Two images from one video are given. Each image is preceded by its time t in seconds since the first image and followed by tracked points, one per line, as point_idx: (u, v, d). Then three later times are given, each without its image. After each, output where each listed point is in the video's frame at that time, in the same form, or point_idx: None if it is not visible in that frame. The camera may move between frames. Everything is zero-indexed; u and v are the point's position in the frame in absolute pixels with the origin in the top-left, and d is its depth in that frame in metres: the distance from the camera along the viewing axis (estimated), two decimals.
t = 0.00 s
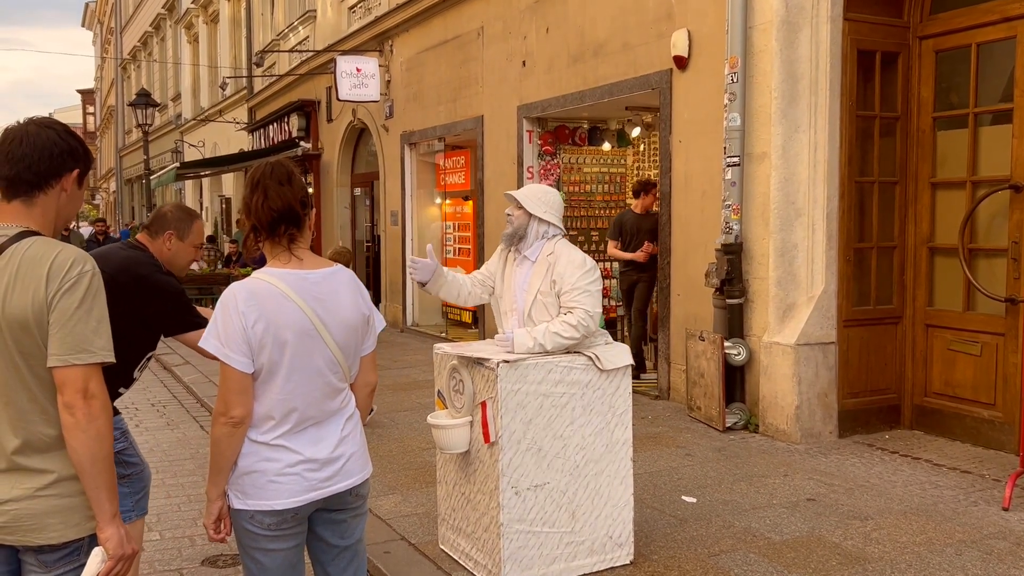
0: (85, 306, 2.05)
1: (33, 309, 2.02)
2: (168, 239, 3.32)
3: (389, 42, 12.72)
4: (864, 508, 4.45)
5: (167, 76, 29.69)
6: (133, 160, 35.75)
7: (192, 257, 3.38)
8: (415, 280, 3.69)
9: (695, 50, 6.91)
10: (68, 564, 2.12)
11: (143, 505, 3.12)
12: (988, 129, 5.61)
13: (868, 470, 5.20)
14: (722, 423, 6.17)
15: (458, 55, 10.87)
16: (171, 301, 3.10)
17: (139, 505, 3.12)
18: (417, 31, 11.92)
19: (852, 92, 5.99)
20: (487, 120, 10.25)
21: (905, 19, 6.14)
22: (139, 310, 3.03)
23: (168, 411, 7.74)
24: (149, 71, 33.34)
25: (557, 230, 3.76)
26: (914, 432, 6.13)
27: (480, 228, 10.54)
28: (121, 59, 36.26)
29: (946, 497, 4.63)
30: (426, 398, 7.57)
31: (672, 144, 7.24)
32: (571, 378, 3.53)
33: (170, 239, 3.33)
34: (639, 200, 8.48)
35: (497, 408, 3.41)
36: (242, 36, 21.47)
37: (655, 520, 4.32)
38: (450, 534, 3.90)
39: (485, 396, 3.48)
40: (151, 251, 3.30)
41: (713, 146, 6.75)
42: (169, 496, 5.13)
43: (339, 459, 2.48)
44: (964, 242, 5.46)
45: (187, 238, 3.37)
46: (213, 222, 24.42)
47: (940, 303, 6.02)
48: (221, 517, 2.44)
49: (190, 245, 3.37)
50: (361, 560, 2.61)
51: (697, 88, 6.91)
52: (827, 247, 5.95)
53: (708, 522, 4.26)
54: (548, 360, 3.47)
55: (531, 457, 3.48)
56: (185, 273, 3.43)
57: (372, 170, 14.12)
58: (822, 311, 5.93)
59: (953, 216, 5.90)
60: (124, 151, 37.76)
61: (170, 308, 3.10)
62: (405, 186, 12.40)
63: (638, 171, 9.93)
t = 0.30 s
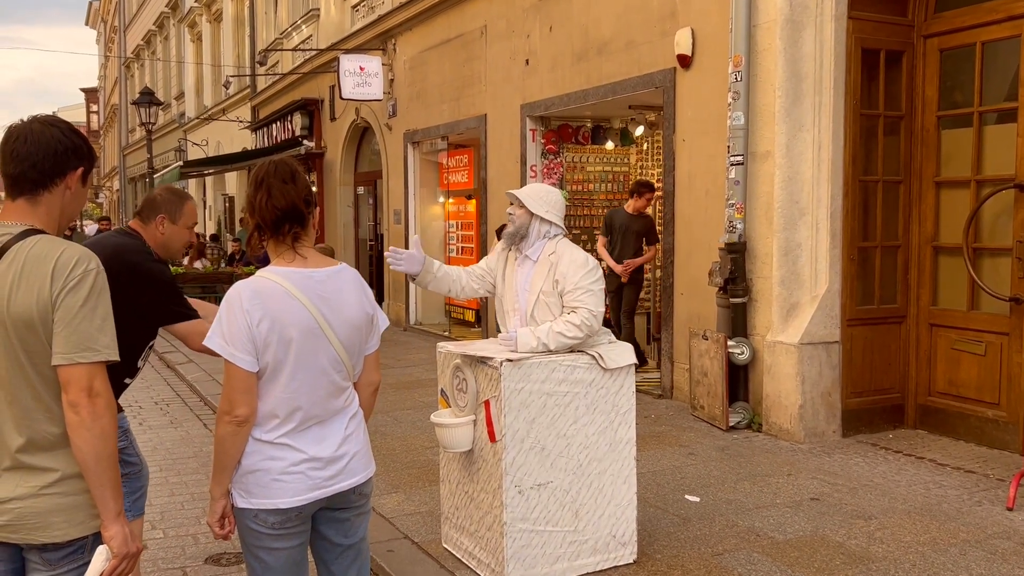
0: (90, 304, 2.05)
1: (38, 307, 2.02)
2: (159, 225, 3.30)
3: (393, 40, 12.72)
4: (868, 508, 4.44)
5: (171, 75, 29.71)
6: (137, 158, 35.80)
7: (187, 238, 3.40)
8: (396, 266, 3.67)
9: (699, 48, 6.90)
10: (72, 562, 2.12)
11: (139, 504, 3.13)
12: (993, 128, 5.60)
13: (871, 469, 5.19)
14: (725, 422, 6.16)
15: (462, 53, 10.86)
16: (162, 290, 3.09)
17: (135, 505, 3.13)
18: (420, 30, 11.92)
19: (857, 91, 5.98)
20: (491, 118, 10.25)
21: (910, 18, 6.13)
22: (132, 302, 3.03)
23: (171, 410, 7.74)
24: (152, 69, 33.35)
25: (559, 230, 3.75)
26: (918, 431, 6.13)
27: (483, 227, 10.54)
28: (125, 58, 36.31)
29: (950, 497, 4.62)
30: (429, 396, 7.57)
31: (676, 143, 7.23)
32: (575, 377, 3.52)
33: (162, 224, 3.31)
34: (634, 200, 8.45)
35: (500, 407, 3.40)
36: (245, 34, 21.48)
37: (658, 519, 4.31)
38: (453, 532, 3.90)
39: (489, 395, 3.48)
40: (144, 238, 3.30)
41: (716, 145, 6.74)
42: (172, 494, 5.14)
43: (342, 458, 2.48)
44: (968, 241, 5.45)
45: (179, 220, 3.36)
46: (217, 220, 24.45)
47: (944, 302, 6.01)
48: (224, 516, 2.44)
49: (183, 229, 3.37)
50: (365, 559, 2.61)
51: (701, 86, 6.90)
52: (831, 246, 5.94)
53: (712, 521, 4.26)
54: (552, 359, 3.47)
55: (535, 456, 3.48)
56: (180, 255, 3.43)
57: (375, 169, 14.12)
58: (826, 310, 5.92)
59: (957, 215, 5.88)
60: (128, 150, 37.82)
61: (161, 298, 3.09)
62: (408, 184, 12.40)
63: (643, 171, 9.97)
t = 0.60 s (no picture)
0: (95, 303, 2.06)
1: (43, 307, 2.02)
2: (167, 199, 3.31)
3: (396, 39, 12.71)
4: (872, 507, 4.43)
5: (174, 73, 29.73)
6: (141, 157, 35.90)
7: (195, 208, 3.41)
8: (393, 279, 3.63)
9: (703, 47, 6.89)
10: (76, 561, 2.12)
11: (156, 508, 3.07)
12: (998, 126, 5.59)
13: (875, 469, 5.18)
14: (729, 421, 6.16)
15: (465, 52, 10.85)
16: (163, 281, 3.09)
17: (152, 509, 3.08)
18: (423, 28, 11.92)
19: (861, 89, 5.96)
20: (494, 117, 10.24)
21: (914, 16, 6.11)
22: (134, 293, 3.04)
23: (175, 408, 7.75)
24: (156, 67, 33.40)
25: (560, 230, 3.75)
26: (922, 430, 6.12)
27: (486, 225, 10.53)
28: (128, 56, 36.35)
29: (954, 496, 4.61)
30: (433, 395, 7.57)
31: (680, 141, 7.22)
32: (579, 376, 3.52)
33: (169, 197, 3.32)
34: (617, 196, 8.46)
35: (505, 406, 3.40)
36: (249, 32, 21.49)
37: (662, 518, 4.31)
38: (457, 531, 3.90)
39: (493, 393, 3.48)
40: (159, 221, 3.32)
41: (721, 144, 6.72)
42: (176, 492, 5.15)
43: (347, 458, 2.48)
44: (973, 240, 5.44)
45: (185, 192, 3.37)
46: (221, 218, 24.49)
47: (948, 301, 6.00)
48: (229, 515, 2.44)
49: (191, 199, 3.39)
50: (369, 557, 2.61)
51: (705, 84, 6.89)
52: (835, 244, 5.93)
53: (716, 520, 4.25)
54: (557, 358, 3.47)
55: (539, 455, 3.48)
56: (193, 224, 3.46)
57: (378, 167, 14.11)
58: (831, 309, 5.90)
59: (962, 214, 5.87)
60: (131, 148, 37.84)
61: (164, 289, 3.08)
62: (411, 183, 12.40)
63: (646, 170, 9.90)
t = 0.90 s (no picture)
0: (99, 300, 2.06)
1: (47, 304, 2.02)
2: (179, 181, 3.32)
3: (399, 36, 12.71)
4: (875, 505, 4.43)
5: (177, 70, 29.73)
6: (143, 155, 35.91)
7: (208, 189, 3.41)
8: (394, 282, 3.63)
9: (706, 44, 6.88)
10: (80, 558, 2.12)
11: (164, 509, 3.13)
12: (1002, 124, 5.57)
13: (879, 467, 5.17)
14: (732, 419, 6.15)
15: (468, 49, 10.84)
16: (178, 263, 3.13)
17: (160, 509, 3.13)
18: (425, 26, 11.92)
19: (865, 87, 5.95)
20: (496, 114, 10.24)
21: (919, 14, 6.09)
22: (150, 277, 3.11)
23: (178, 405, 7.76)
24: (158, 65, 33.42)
25: (561, 228, 3.75)
26: (925, 429, 6.11)
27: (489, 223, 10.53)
28: (131, 53, 36.37)
29: (958, 494, 4.60)
30: (435, 393, 7.56)
31: (683, 139, 7.22)
32: (582, 374, 3.52)
33: (182, 180, 3.33)
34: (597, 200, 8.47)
35: (508, 403, 3.40)
36: (251, 30, 21.49)
37: (665, 516, 4.31)
38: (460, 528, 3.89)
39: (496, 391, 3.48)
40: (172, 204, 3.31)
41: (724, 142, 6.71)
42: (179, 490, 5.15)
43: (352, 455, 2.47)
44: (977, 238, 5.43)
45: (197, 174, 3.37)
46: (223, 216, 24.52)
47: (952, 299, 5.99)
48: (234, 512, 2.44)
49: (203, 182, 3.38)
50: (373, 555, 2.61)
51: (708, 82, 6.88)
52: (838, 243, 5.92)
53: (719, 518, 4.25)
54: (559, 356, 3.46)
55: (542, 453, 3.47)
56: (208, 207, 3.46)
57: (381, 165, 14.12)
58: (833, 307, 5.90)
59: (966, 212, 5.85)
60: (133, 145, 37.84)
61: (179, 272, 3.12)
62: (414, 180, 12.40)
63: (649, 167, 9.91)
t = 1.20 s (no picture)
0: (99, 298, 2.06)
1: (47, 302, 2.02)
2: (212, 181, 3.45)
3: (400, 33, 12.71)
4: (876, 503, 4.43)
5: (178, 68, 29.73)
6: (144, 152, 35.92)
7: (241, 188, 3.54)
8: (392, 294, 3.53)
9: (707, 42, 6.88)
10: (81, 555, 2.12)
11: (194, 509, 3.36)
12: (1004, 122, 5.57)
13: (880, 465, 5.17)
14: (733, 417, 6.15)
15: (469, 47, 10.84)
16: (229, 248, 3.33)
17: (190, 509, 3.36)
18: (427, 23, 11.91)
19: (866, 84, 5.95)
20: (498, 112, 10.23)
21: (920, 11, 6.08)
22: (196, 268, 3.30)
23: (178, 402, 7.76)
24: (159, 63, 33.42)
25: (558, 228, 3.72)
26: (926, 426, 6.11)
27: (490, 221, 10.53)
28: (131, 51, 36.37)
29: (959, 492, 4.60)
30: (436, 390, 7.57)
31: (685, 136, 7.21)
32: (583, 371, 3.52)
33: (214, 180, 3.46)
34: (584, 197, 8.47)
35: (508, 401, 3.40)
36: (252, 27, 21.48)
37: (665, 514, 4.31)
38: (461, 526, 3.90)
39: (496, 388, 3.48)
40: (207, 205, 3.44)
41: (725, 139, 6.71)
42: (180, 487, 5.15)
43: (353, 452, 2.47)
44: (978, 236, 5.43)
45: (230, 174, 3.50)
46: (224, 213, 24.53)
47: (953, 297, 5.99)
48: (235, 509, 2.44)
49: (235, 181, 3.51)
50: (374, 552, 2.62)
51: (709, 79, 6.88)
52: (840, 241, 5.91)
53: (719, 516, 4.25)
54: (559, 353, 3.46)
55: (543, 450, 3.47)
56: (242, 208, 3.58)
57: (382, 162, 14.12)
58: (835, 305, 5.89)
59: (968, 210, 5.85)
60: (134, 142, 37.82)
61: (228, 255, 3.33)
62: (415, 178, 12.40)
63: (649, 165, 9.79)
